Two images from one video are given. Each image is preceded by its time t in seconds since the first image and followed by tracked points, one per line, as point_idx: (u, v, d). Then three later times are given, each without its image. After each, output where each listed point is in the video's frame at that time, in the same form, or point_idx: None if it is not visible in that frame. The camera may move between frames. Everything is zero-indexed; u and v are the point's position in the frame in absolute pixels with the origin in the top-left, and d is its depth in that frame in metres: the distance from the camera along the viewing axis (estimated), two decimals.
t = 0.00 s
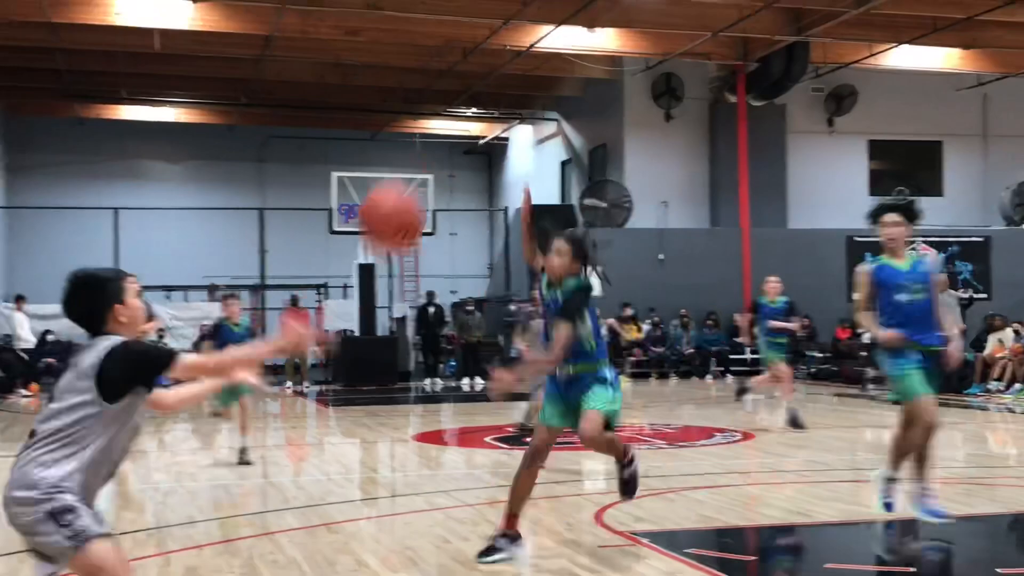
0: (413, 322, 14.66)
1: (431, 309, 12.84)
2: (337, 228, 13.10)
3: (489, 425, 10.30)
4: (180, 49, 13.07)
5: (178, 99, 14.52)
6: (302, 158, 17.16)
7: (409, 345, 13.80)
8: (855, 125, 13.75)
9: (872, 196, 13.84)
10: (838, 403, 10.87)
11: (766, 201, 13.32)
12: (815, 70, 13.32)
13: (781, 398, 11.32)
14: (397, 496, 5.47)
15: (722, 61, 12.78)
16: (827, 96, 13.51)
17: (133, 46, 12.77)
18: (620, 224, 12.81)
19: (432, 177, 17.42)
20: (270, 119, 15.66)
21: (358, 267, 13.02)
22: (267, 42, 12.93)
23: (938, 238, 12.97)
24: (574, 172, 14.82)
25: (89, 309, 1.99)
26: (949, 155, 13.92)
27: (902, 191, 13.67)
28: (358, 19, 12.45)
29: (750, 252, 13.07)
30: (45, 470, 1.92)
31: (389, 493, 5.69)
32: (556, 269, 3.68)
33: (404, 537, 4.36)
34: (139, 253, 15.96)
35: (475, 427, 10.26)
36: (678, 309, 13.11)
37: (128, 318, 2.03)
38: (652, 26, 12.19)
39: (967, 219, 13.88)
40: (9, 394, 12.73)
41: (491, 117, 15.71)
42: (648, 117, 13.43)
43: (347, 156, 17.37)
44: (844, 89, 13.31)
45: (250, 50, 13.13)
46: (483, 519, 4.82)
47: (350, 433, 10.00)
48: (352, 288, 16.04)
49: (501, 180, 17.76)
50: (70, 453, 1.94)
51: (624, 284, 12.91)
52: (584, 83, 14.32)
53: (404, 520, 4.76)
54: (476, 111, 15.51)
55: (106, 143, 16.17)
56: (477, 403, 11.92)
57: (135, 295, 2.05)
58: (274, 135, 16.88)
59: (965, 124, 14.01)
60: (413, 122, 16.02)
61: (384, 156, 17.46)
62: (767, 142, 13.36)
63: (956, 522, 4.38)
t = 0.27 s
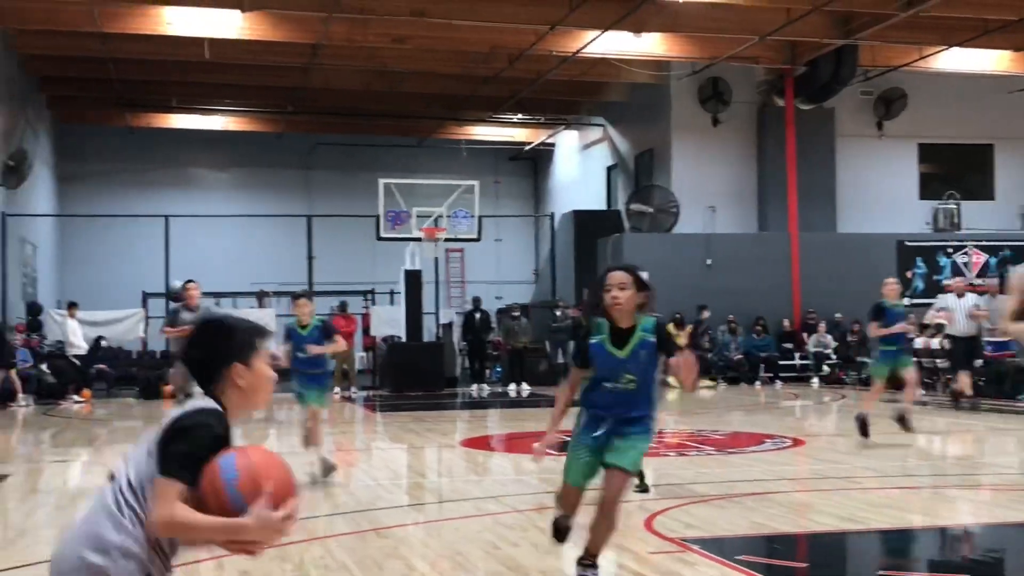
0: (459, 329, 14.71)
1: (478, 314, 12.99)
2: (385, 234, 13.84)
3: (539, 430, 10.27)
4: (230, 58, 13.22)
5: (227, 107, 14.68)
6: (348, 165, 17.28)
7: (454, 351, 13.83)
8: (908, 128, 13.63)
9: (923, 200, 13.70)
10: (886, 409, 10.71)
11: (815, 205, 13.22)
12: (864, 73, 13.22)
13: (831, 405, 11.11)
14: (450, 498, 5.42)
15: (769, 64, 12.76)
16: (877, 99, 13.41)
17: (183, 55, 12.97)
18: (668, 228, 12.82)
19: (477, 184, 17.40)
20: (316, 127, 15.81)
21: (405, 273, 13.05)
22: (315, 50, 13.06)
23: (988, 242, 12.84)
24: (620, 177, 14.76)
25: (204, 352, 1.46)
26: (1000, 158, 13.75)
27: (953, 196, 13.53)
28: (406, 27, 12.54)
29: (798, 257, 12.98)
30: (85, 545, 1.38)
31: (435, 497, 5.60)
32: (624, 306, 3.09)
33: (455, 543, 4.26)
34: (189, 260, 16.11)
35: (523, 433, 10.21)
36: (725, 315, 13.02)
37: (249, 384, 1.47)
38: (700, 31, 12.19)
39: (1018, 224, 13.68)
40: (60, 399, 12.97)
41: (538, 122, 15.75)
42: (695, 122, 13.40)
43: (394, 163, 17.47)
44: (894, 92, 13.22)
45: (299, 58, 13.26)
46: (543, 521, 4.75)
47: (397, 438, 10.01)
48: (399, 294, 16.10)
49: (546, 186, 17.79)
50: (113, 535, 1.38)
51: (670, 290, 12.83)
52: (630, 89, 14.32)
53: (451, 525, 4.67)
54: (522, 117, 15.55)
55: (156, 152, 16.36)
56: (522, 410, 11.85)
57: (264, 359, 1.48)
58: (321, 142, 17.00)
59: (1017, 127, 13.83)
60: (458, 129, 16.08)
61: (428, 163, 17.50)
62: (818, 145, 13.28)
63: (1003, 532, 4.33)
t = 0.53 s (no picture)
0: (480, 334, 14.74)
1: (501, 321, 13.06)
2: (406, 241, 13.51)
3: (561, 437, 10.26)
4: (252, 66, 13.32)
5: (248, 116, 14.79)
6: (370, 171, 17.35)
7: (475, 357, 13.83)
8: (932, 134, 13.60)
9: (946, 206, 13.65)
10: (907, 414, 10.64)
11: (838, 213, 13.18)
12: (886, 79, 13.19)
13: (852, 412, 11.03)
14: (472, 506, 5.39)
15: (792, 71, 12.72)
16: (899, 106, 13.40)
17: (206, 62, 13.06)
18: (689, 235, 12.80)
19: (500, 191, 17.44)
20: (337, 134, 15.90)
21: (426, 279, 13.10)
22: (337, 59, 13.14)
23: (1013, 249, 12.79)
24: (642, 184, 14.75)
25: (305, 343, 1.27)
26: None
27: (977, 203, 13.49)
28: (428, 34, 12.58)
29: (821, 264, 12.99)
30: (180, 562, 1.19)
31: (458, 503, 5.57)
32: (672, 311, 2.42)
33: (473, 552, 4.21)
34: (211, 267, 16.22)
35: (544, 440, 10.20)
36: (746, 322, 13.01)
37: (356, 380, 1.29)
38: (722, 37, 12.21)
39: None
40: (84, 406, 12.89)
41: (560, 128, 15.80)
42: (716, 129, 13.38)
43: (415, 169, 17.53)
44: (917, 99, 13.20)
45: (320, 66, 13.34)
46: (569, 530, 4.72)
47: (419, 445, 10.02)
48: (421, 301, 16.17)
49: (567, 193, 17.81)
50: (217, 556, 1.19)
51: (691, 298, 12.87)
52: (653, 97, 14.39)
53: (472, 533, 4.62)
54: (544, 124, 15.61)
55: (178, 160, 16.48)
56: (542, 416, 11.84)
57: (367, 358, 1.30)
58: (343, 149, 17.09)
59: None
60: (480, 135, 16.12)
61: (449, 169, 17.52)
62: (840, 152, 13.26)
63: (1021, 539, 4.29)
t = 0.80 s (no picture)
0: (461, 339, 14.72)
1: (481, 325, 12.93)
2: (387, 244, 13.91)
3: (543, 441, 10.23)
4: (232, 68, 13.25)
5: (229, 118, 14.75)
6: (352, 175, 17.29)
7: (456, 362, 13.82)
8: (910, 140, 13.65)
9: (924, 211, 13.68)
10: (889, 418, 10.64)
11: (817, 218, 13.24)
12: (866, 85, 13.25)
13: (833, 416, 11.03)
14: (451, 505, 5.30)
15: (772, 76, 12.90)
16: (878, 111, 13.45)
17: (187, 65, 13.03)
18: (670, 239, 12.94)
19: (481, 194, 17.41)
20: (319, 137, 15.87)
21: (407, 283, 13.06)
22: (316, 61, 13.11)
23: (992, 254, 12.86)
24: (623, 188, 14.78)
25: (347, 373, 1.43)
26: (1004, 169, 13.74)
27: (956, 208, 13.54)
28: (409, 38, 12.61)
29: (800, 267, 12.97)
30: (235, 543, 1.32)
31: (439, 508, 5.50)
32: (734, 341, 2.23)
33: (449, 557, 4.08)
34: (188, 270, 16.14)
35: (525, 445, 10.14)
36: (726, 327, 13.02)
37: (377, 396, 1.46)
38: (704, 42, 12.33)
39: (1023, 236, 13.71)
40: (61, 412, 12.73)
41: (543, 132, 15.85)
42: (696, 135, 13.42)
43: (397, 173, 17.50)
44: (896, 104, 13.27)
45: (300, 69, 13.30)
46: (547, 537, 4.65)
47: (398, 450, 9.96)
48: (401, 305, 16.15)
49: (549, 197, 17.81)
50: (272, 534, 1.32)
51: (675, 302, 12.98)
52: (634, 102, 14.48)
53: (446, 539, 4.54)
54: (526, 128, 15.62)
55: (159, 162, 16.39)
56: (523, 421, 11.79)
57: (386, 391, 1.49)
58: (324, 153, 17.04)
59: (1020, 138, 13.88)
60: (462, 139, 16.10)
61: (431, 172, 17.52)
62: (819, 158, 13.28)
63: (1007, 544, 4.25)
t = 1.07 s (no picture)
0: (422, 346, 15.03)
1: (442, 331, 13.06)
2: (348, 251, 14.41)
3: (501, 446, 10.37)
4: (192, 78, 13.42)
5: (191, 127, 14.95)
6: (313, 184, 17.41)
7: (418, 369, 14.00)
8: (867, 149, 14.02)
9: (873, 220, 14.02)
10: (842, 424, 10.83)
11: (770, 226, 13.51)
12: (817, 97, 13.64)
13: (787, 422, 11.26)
14: (396, 504, 5.42)
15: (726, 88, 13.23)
16: (829, 123, 13.82)
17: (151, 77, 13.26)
18: (626, 247, 13.26)
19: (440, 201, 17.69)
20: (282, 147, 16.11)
21: (366, 292, 13.30)
22: (277, 71, 13.33)
23: (938, 262, 13.09)
24: (581, 198, 15.14)
25: (313, 360, 1.76)
26: (950, 179, 14.10)
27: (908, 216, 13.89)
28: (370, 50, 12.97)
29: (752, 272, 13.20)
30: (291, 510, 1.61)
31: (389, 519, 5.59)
32: (705, 345, 1.93)
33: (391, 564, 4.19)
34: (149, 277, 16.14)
35: (484, 450, 10.30)
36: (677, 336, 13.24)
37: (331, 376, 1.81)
38: (660, 53, 12.72)
39: (972, 241, 14.09)
40: (20, 419, 12.84)
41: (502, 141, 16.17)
42: (653, 145, 13.78)
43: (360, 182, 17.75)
44: (847, 116, 13.63)
45: (260, 79, 13.52)
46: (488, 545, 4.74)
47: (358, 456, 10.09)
48: (362, 312, 16.41)
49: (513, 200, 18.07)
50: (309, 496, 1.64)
51: (628, 309, 13.23)
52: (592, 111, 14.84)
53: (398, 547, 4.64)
54: (486, 138, 15.87)
55: (119, 170, 16.44)
56: (484, 427, 11.97)
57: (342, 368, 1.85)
58: (285, 163, 17.24)
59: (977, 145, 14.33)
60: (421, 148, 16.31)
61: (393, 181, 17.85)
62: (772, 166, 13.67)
63: (941, 546, 4.39)
